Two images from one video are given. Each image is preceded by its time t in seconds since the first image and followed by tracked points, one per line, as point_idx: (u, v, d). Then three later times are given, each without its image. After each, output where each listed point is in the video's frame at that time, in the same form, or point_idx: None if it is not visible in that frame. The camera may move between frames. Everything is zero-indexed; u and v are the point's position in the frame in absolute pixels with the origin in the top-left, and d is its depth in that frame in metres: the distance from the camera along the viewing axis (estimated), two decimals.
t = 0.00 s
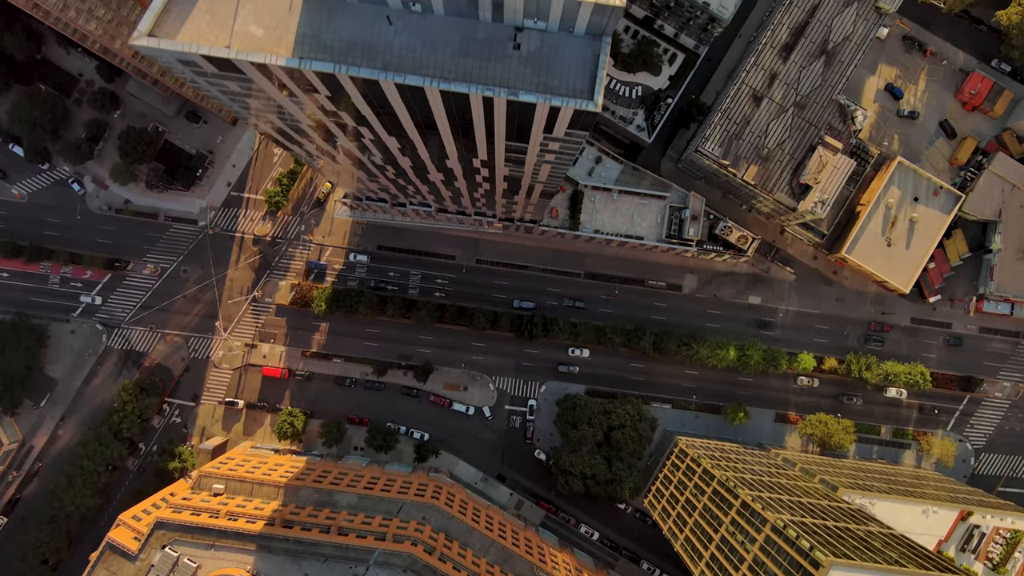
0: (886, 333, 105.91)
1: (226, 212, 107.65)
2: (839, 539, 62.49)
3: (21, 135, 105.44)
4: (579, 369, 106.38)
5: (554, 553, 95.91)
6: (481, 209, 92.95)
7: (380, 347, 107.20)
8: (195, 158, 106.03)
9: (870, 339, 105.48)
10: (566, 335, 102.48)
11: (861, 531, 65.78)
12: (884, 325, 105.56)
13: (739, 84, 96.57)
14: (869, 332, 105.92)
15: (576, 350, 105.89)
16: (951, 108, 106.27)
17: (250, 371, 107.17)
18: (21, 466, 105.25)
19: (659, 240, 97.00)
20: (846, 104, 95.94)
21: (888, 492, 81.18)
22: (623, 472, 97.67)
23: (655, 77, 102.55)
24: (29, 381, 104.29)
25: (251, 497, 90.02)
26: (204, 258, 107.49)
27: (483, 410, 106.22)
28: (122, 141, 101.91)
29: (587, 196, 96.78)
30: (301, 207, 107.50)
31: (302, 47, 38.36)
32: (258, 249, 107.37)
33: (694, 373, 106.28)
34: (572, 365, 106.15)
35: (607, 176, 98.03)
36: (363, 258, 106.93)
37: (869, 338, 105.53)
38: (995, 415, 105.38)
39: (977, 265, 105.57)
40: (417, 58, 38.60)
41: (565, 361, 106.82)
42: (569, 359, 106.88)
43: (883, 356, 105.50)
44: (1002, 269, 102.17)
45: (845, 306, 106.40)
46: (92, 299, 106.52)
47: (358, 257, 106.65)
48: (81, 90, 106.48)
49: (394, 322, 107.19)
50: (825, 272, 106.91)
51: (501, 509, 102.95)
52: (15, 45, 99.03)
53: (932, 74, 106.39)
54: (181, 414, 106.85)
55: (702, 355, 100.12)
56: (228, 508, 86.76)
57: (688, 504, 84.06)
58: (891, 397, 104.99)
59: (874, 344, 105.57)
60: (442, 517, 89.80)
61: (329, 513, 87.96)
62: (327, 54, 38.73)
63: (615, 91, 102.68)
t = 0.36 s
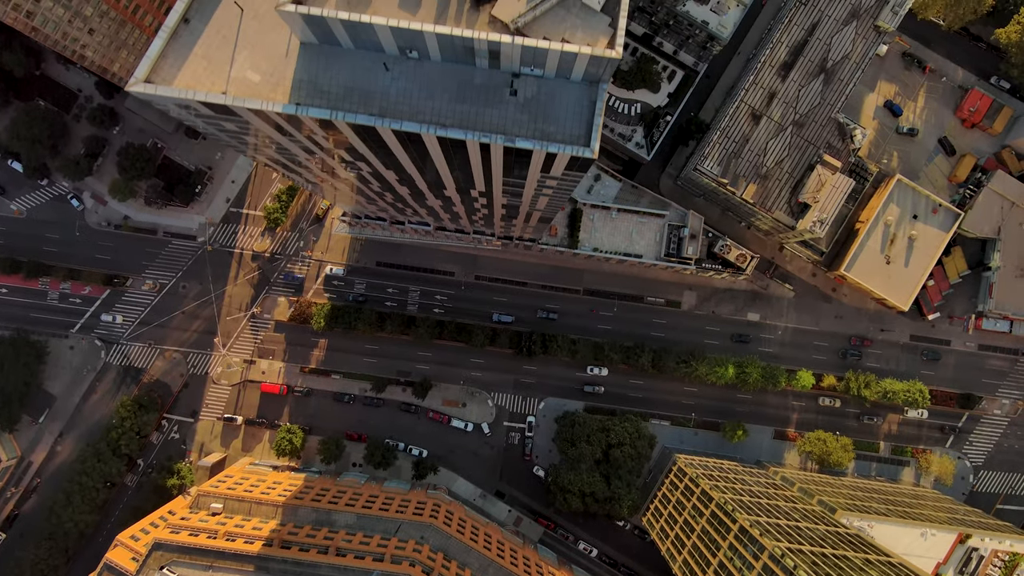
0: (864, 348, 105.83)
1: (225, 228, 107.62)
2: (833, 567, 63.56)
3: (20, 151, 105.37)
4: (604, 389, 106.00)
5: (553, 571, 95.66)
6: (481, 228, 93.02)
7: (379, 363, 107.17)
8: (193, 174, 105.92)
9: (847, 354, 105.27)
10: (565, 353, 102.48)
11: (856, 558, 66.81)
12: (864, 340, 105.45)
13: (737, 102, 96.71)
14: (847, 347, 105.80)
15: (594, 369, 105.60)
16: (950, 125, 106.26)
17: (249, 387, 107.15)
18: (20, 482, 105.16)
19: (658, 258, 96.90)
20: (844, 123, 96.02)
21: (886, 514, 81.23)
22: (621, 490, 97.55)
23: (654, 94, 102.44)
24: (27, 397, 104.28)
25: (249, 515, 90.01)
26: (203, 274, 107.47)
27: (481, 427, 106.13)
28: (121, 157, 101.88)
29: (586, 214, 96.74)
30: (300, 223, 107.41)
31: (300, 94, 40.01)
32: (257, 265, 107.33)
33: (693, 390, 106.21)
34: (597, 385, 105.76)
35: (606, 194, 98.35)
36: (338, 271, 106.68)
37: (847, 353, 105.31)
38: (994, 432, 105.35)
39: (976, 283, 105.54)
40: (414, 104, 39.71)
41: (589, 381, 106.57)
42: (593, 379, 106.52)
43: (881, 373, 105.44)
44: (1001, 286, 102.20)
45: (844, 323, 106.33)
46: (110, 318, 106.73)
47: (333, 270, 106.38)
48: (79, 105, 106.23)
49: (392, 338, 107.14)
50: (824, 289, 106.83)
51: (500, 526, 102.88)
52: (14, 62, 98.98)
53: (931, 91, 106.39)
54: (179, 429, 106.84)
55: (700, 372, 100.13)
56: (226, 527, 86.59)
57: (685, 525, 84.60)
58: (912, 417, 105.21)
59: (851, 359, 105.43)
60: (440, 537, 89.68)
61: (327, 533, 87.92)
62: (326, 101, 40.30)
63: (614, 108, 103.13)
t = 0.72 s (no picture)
0: (844, 362, 105.90)
1: (223, 244, 107.60)
2: None
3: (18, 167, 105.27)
4: (629, 409, 105.96)
5: None
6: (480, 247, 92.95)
7: (377, 379, 107.13)
8: (192, 191, 105.52)
9: (825, 367, 105.20)
10: (564, 369, 102.45)
11: None
12: (844, 354, 105.50)
13: (736, 121, 96.72)
14: (824, 360, 105.88)
15: (614, 389, 105.54)
16: (949, 142, 106.25)
17: (247, 403, 107.14)
18: (18, 498, 105.12)
19: (657, 276, 96.75)
20: (843, 141, 96.00)
21: (885, 536, 81.04)
22: (619, 508, 97.47)
23: (653, 111, 102.47)
24: (26, 414, 104.30)
25: (247, 535, 89.99)
26: (202, 290, 107.47)
27: (480, 443, 106.07)
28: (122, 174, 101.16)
29: (585, 232, 96.59)
30: (299, 239, 107.38)
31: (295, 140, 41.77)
32: (256, 281, 107.35)
33: (692, 407, 106.17)
34: (622, 405, 105.59)
35: (606, 213, 97.59)
36: (316, 285, 106.48)
37: (823, 366, 105.36)
38: (993, 449, 105.32)
39: (975, 300, 105.52)
40: (412, 149, 41.82)
41: (614, 401, 106.38)
42: (607, 398, 106.47)
43: (880, 390, 105.40)
44: (1000, 304, 102.18)
45: (843, 339, 106.31)
46: (133, 337, 106.81)
47: (312, 283, 106.21)
48: (78, 121, 106.07)
49: (391, 354, 107.08)
50: (823, 306, 106.78)
51: (498, 543, 102.87)
52: (13, 79, 98.89)
53: (930, 108, 106.44)
54: (178, 445, 106.84)
55: (699, 390, 100.18)
56: (225, 548, 86.69)
57: (685, 546, 85.54)
58: (926, 436, 105.13)
59: (843, 375, 105.53)
60: (439, 556, 89.62)
61: (325, 553, 87.99)
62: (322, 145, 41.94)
63: (615, 126, 102.82)
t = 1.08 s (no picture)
0: (822, 376, 105.85)
1: (223, 260, 107.59)
2: None
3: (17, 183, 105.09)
4: (654, 429, 105.61)
5: None
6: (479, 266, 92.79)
7: (376, 395, 107.11)
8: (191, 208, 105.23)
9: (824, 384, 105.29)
10: (563, 386, 102.41)
11: None
12: (823, 369, 105.48)
13: (735, 139, 96.63)
14: (803, 374, 105.74)
15: (633, 409, 105.47)
16: (949, 159, 106.25)
17: (246, 419, 107.12)
18: (17, 514, 105.17)
19: (656, 294, 96.69)
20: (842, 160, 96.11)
21: (883, 559, 81.06)
22: (618, 526, 97.34)
23: (652, 128, 102.50)
24: (25, 430, 104.31)
25: (245, 554, 90.05)
26: (201, 306, 107.49)
27: (479, 460, 106.02)
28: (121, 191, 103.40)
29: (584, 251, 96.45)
30: (298, 255, 107.40)
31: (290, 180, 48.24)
32: (255, 297, 107.35)
33: (691, 424, 106.08)
34: (647, 425, 105.32)
35: (605, 231, 96.99)
36: (292, 298, 106.78)
37: (801, 381, 105.28)
38: (992, 466, 105.26)
39: (974, 317, 105.48)
40: (409, 195, 48.80)
41: (638, 421, 106.08)
42: (606, 414, 106.41)
43: (879, 407, 105.38)
44: (999, 321, 102.13)
45: (842, 356, 106.30)
46: (152, 356, 106.51)
47: (287, 296, 106.52)
48: (78, 137, 106.03)
49: (389, 370, 107.03)
50: (821, 323, 106.79)
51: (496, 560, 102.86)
52: (13, 96, 98.81)
53: (929, 125, 106.44)
54: (177, 461, 106.85)
55: (698, 408, 100.26)
56: (223, 569, 86.88)
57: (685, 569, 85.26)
58: (925, 453, 105.10)
59: (841, 392, 105.64)
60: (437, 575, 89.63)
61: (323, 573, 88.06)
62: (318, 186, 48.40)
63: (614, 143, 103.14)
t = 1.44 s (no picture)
0: (801, 389, 106.00)
1: (221, 274, 107.53)
2: None
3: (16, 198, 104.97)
4: (678, 447, 105.54)
5: None
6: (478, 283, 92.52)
7: (375, 410, 107.05)
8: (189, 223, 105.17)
9: (822, 400, 105.48)
10: (562, 401, 102.39)
11: None
12: (802, 382, 105.62)
13: (734, 156, 96.62)
14: (782, 387, 105.90)
15: (650, 427, 105.12)
16: (948, 174, 106.20)
17: (244, 434, 107.09)
18: (15, 529, 105.15)
19: (654, 310, 96.55)
20: (841, 177, 96.05)
21: None
22: (617, 543, 97.08)
23: (651, 143, 102.62)
24: (23, 445, 104.26)
25: (243, 572, 89.69)
26: (200, 320, 107.50)
27: (477, 475, 105.95)
28: (122, 205, 104.98)
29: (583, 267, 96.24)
30: (297, 270, 107.38)
31: (286, 222, 56.39)
32: (254, 311, 107.28)
33: (691, 439, 105.97)
34: (671, 443, 105.23)
35: (604, 247, 97.35)
36: (268, 310, 106.71)
37: (780, 393, 105.46)
38: (991, 482, 105.25)
39: (972, 333, 105.51)
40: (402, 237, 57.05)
41: (661, 439, 105.89)
42: (605, 430, 106.18)
43: (878, 422, 105.37)
44: (998, 337, 102.06)
45: (841, 372, 106.26)
46: (172, 373, 106.72)
47: (263, 308, 106.52)
48: (77, 151, 105.91)
49: (388, 385, 106.95)
50: (820, 338, 106.76)
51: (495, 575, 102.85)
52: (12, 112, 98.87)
53: (928, 140, 106.43)
54: (175, 476, 106.83)
55: (696, 424, 100.31)
56: None
57: None
58: (924, 469, 105.06)
59: (840, 408, 105.65)
60: None
61: None
62: (314, 226, 56.61)
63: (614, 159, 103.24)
